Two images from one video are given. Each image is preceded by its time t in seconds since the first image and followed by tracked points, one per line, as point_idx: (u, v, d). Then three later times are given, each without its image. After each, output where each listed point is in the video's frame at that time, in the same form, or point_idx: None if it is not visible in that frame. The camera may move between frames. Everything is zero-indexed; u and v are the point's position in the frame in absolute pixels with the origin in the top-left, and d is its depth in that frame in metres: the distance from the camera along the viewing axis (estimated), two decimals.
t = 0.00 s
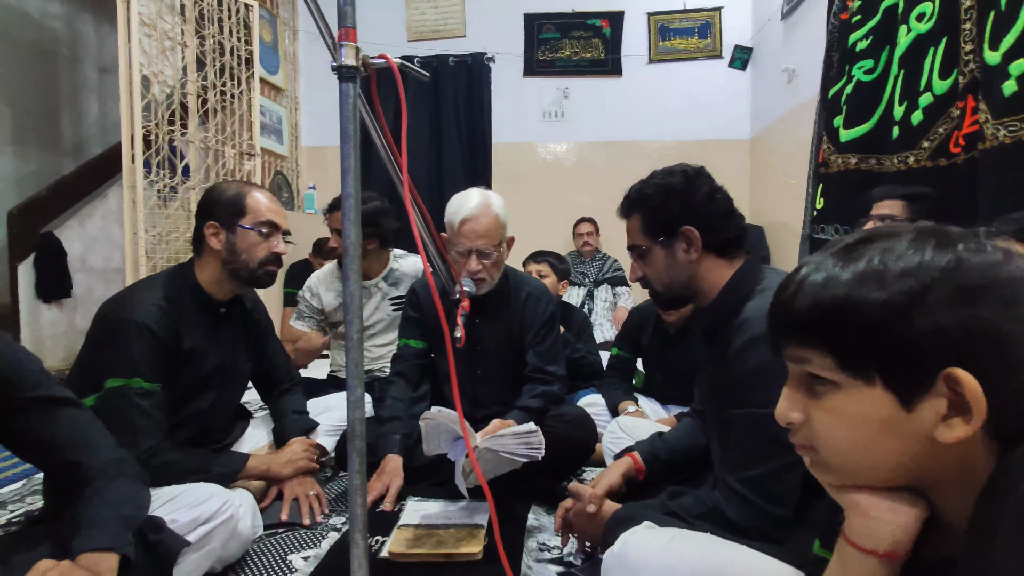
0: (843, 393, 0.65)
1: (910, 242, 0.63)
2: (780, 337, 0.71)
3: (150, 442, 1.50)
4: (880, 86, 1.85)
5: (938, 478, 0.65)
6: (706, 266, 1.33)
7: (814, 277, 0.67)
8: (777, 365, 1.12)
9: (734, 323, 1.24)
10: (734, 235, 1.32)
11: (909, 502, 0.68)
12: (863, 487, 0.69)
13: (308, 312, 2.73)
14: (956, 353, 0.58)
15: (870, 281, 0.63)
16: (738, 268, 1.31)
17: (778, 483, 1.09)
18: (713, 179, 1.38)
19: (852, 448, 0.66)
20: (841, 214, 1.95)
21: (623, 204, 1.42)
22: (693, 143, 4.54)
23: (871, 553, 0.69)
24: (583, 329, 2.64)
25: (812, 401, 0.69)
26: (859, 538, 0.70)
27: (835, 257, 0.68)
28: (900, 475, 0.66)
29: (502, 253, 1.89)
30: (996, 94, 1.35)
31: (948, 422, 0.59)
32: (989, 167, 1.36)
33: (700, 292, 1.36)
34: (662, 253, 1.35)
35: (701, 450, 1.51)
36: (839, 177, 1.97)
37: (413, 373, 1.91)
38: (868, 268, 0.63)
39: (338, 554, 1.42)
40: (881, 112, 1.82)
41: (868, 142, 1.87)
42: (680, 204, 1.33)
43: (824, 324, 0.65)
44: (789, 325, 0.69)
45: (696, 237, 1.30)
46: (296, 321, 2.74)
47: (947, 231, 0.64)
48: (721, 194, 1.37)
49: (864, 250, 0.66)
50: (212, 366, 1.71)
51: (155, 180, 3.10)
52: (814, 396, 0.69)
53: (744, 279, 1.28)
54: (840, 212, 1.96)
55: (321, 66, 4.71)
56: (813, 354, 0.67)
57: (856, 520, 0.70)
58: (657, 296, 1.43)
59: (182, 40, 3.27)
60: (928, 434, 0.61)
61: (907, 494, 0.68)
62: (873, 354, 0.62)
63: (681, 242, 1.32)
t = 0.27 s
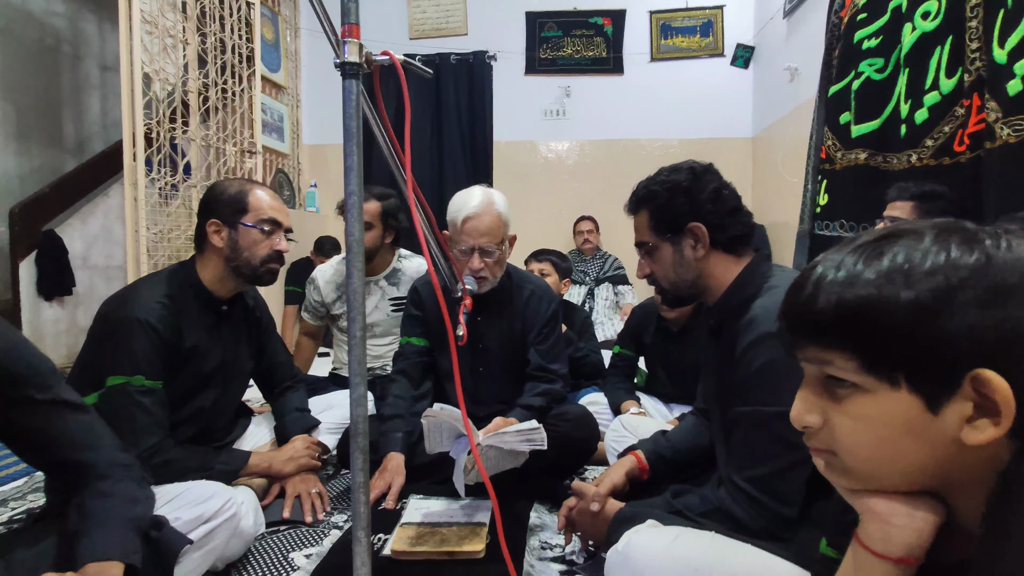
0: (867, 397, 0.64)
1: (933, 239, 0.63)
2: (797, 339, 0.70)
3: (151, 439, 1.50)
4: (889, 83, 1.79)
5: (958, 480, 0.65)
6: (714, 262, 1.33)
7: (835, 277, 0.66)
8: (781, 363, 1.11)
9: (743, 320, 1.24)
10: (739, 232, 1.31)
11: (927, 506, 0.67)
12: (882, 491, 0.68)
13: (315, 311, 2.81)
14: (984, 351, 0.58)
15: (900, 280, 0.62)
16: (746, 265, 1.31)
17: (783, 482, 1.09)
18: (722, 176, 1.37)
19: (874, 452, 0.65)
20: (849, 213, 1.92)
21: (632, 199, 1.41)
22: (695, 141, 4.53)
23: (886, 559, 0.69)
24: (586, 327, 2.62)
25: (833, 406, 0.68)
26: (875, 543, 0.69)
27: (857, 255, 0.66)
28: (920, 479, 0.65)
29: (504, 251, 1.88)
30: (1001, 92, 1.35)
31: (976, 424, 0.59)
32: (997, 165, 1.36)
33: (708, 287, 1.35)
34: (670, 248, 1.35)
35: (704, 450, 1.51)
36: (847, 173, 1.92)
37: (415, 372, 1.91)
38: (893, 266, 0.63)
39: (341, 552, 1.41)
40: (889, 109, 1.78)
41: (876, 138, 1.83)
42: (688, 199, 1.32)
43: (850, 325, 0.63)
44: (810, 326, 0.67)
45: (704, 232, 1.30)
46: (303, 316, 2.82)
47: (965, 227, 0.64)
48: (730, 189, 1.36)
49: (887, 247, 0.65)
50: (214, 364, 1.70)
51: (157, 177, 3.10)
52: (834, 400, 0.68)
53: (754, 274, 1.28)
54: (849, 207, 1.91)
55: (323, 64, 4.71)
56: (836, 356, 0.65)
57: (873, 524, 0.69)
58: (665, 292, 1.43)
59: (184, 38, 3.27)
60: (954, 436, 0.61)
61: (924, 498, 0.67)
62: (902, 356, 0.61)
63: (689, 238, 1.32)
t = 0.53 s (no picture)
0: (907, 377, 0.58)
1: (946, 222, 0.62)
2: (822, 325, 0.63)
3: (155, 431, 1.50)
4: (894, 76, 1.75)
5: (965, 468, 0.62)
6: (722, 251, 1.33)
7: (860, 261, 0.63)
8: (785, 351, 1.11)
9: (750, 310, 1.24)
10: (746, 222, 1.32)
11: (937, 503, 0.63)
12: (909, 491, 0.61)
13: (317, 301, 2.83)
14: (1013, 330, 0.57)
15: (925, 260, 0.60)
16: (752, 254, 1.31)
17: (786, 471, 1.09)
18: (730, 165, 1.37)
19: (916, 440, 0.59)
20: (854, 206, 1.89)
21: (639, 189, 1.40)
22: (696, 136, 4.53)
23: None
24: (587, 321, 2.63)
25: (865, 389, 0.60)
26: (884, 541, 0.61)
27: (871, 237, 0.65)
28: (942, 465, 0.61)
29: (506, 244, 1.88)
30: (1004, 83, 1.34)
31: (1003, 398, 0.58)
32: (1001, 156, 1.35)
33: (713, 276, 1.35)
34: (676, 236, 1.34)
35: (707, 442, 1.51)
36: (849, 166, 1.87)
37: (417, 364, 1.91)
38: (920, 247, 0.61)
39: (344, 542, 1.42)
40: (894, 103, 1.74)
41: (880, 131, 1.79)
42: (694, 189, 1.32)
43: (883, 306, 0.59)
44: (836, 308, 0.62)
45: (711, 220, 1.30)
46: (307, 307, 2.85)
47: (962, 214, 0.65)
48: (737, 179, 1.36)
49: (903, 230, 0.64)
50: (217, 357, 1.71)
51: (156, 172, 3.14)
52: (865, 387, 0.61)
53: (759, 264, 1.28)
54: (853, 199, 1.87)
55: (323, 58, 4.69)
56: (875, 338, 0.59)
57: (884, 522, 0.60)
58: (669, 282, 1.43)
59: (184, 32, 3.26)
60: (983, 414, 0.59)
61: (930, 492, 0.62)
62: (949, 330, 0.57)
63: (695, 226, 1.32)
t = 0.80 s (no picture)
0: (951, 372, 0.57)
1: (952, 213, 0.63)
2: (856, 326, 0.61)
3: (156, 426, 1.51)
4: (896, 69, 1.73)
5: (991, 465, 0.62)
6: (715, 245, 1.32)
7: (884, 256, 0.62)
8: (784, 346, 1.11)
9: (746, 305, 1.23)
10: (742, 217, 1.31)
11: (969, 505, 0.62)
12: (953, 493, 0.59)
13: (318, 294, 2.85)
14: None
15: (948, 249, 0.60)
16: (749, 249, 1.31)
17: (786, 466, 1.08)
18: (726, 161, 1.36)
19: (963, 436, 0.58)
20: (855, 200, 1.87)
21: (636, 183, 1.39)
22: (698, 130, 4.50)
23: None
24: (587, 317, 2.63)
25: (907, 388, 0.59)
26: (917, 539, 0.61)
27: (885, 232, 0.65)
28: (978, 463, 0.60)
29: (505, 240, 1.88)
30: (1007, 75, 1.33)
31: None
32: (1007, 150, 1.34)
33: (710, 271, 1.35)
34: (673, 231, 1.34)
35: (707, 437, 1.50)
36: (848, 160, 1.84)
37: (417, 360, 1.91)
38: (940, 238, 0.61)
39: (344, 538, 1.42)
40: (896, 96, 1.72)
41: (882, 125, 1.76)
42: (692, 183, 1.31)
43: (919, 300, 0.58)
44: (868, 308, 0.60)
45: (705, 215, 1.29)
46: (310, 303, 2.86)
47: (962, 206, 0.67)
48: (733, 174, 1.35)
49: (913, 223, 0.64)
50: (217, 353, 1.71)
51: (159, 169, 3.11)
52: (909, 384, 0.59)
53: (756, 259, 1.28)
54: (851, 191, 1.84)
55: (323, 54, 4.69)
56: (922, 332, 0.58)
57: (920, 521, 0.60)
58: (666, 277, 1.43)
59: (183, 28, 3.25)
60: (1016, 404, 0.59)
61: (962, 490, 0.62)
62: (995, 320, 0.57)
63: (690, 221, 1.31)
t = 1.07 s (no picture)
0: (942, 351, 0.57)
1: (943, 201, 0.65)
2: (849, 311, 0.61)
3: (157, 420, 1.51)
4: (897, 61, 1.71)
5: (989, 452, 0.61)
6: (708, 238, 1.32)
7: (876, 243, 0.62)
8: (781, 336, 1.11)
9: (740, 296, 1.23)
10: (737, 210, 1.30)
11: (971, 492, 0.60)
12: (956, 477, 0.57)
13: (320, 287, 2.86)
14: None
15: (939, 233, 0.60)
16: (743, 242, 1.30)
17: (785, 455, 1.08)
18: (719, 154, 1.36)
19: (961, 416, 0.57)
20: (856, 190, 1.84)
21: (631, 176, 1.39)
22: (699, 124, 4.49)
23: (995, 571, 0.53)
24: (587, 311, 2.64)
25: (898, 369, 0.59)
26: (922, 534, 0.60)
27: (876, 219, 0.65)
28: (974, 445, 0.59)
29: (506, 233, 1.88)
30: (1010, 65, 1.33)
31: None
32: (1008, 140, 1.34)
33: (705, 264, 1.35)
34: (665, 225, 1.33)
35: (707, 428, 1.50)
36: (849, 152, 1.82)
37: (417, 354, 1.92)
38: (930, 224, 0.62)
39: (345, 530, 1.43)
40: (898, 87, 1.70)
41: (884, 116, 1.75)
42: (686, 175, 1.31)
43: (912, 283, 0.58)
44: (862, 292, 0.60)
45: (698, 208, 1.29)
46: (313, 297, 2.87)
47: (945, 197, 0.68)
48: (726, 167, 1.35)
49: (903, 212, 0.65)
50: (218, 347, 1.71)
51: (159, 165, 3.10)
52: (903, 366, 0.59)
53: (751, 251, 1.28)
54: (851, 184, 1.82)
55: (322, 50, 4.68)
56: (915, 313, 0.58)
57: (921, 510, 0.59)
58: (661, 270, 1.43)
59: (182, 24, 3.24)
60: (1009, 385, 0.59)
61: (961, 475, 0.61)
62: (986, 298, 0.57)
63: (683, 214, 1.31)
